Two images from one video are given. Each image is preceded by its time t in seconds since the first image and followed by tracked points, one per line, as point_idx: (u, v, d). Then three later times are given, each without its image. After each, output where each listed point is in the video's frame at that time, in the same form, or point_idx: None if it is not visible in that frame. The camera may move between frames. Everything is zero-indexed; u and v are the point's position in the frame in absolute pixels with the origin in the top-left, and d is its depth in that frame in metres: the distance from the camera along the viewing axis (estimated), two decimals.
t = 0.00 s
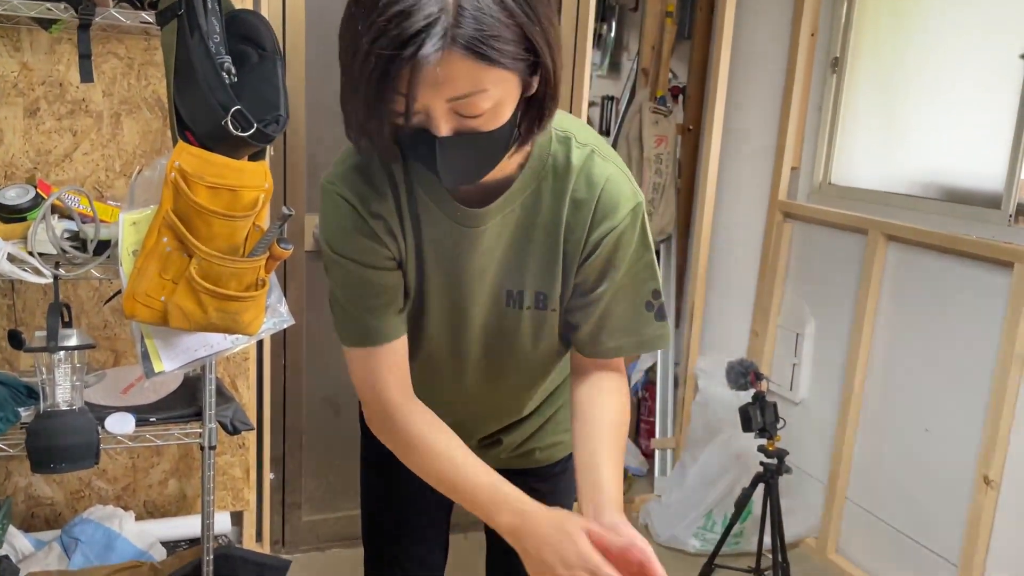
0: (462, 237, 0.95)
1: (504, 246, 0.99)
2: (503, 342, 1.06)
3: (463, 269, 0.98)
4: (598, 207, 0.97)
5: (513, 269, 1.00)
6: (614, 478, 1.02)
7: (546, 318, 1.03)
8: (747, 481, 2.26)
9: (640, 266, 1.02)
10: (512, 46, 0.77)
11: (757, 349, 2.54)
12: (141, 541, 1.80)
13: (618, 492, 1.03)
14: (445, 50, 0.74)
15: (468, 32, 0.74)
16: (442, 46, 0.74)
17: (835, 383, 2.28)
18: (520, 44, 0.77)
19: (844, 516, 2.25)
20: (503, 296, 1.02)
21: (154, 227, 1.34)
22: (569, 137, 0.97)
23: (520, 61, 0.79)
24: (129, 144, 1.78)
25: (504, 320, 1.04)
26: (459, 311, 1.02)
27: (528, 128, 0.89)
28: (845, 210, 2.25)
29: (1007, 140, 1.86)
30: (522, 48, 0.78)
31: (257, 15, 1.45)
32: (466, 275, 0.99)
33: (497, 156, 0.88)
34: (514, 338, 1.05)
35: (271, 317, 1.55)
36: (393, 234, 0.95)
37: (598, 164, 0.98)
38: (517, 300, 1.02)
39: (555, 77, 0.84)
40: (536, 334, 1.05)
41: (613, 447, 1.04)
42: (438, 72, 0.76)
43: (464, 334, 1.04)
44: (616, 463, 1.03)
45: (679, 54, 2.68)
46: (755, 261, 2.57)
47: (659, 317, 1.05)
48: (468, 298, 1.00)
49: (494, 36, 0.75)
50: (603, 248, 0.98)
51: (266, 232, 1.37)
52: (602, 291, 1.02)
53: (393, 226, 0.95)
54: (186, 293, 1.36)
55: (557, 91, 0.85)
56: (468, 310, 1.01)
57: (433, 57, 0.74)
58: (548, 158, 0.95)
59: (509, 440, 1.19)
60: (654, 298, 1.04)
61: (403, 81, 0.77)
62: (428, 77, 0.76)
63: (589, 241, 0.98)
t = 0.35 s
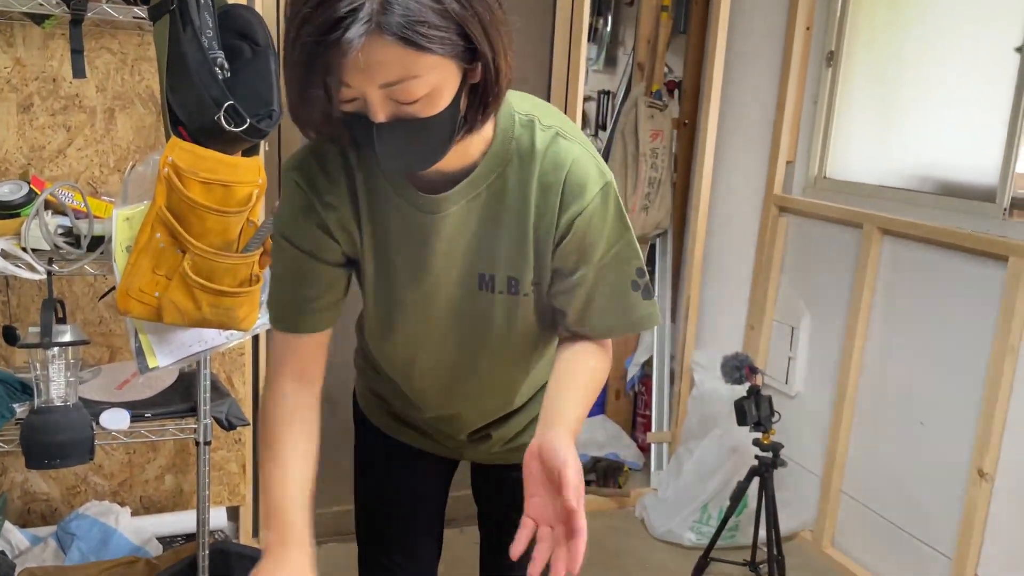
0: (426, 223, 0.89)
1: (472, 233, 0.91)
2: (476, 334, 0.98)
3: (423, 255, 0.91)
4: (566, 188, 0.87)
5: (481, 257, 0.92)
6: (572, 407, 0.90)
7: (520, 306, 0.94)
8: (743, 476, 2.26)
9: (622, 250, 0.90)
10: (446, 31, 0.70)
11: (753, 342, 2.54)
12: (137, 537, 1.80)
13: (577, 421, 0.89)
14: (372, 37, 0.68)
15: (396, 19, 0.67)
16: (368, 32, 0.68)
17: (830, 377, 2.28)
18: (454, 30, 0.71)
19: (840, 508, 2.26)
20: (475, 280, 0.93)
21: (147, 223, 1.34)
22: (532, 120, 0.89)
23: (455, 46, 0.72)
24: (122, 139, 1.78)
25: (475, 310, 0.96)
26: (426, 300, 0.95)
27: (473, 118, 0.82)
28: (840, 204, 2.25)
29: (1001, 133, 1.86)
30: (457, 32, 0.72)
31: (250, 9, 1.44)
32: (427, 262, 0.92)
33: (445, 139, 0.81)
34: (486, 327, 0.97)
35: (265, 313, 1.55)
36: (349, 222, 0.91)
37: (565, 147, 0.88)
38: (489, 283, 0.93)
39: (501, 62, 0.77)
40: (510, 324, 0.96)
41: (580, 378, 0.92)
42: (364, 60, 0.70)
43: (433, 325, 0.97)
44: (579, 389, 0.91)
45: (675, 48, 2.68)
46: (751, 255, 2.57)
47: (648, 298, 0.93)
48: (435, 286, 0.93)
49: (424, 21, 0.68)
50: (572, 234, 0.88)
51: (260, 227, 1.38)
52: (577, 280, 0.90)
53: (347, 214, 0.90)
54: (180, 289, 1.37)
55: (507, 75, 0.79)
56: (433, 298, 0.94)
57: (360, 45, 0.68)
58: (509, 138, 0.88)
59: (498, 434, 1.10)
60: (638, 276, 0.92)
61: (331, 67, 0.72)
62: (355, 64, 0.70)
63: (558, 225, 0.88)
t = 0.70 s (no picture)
0: (395, 223, 0.89)
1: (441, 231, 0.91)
2: (449, 330, 0.98)
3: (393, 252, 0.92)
4: (534, 188, 0.85)
5: (450, 254, 0.92)
6: (553, 438, 0.89)
7: (492, 303, 0.94)
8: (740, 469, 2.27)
9: (593, 252, 0.87)
10: (437, 21, 0.71)
11: (751, 336, 2.54)
12: (134, 531, 1.80)
13: (559, 453, 0.89)
14: (372, 33, 0.67)
15: (394, 10, 0.67)
16: (368, 28, 0.67)
17: (827, 370, 2.29)
18: (444, 19, 0.72)
19: (836, 501, 2.26)
20: (446, 278, 0.94)
21: (142, 217, 1.34)
22: (501, 118, 0.88)
23: (445, 36, 0.72)
24: (118, 134, 1.77)
25: (447, 307, 0.96)
26: (397, 296, 0.95)
27: (456, 104, 0.82)
28: (837, 197, 2.25)
29: (1000, 125, 1.85)
30: (445, 23, 0.72)
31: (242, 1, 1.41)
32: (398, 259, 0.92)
33: (424, 143, 0.80)
34: (459, 323, 0.97)
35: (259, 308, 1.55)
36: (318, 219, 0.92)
37: (531, 147, 0.87)
38: (460, 281, 0.93)
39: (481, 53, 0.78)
40: (482, 321, 0.96)
41: (557, 403, 0.91)
42: (366, 57, 0.68)
43: (406, 321, 0.97)
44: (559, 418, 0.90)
45: (672, 41, 2.67)
46: (748, 249, 2.57)
47: (619, 298, 0.90)
48: (406, 283, 0.94)
49: (417, 9, 0.68)
50: (542, 235, 0.86)
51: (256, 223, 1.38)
52: (546, 280, 0.89)
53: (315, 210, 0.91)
54: (174, 283, 1.36)
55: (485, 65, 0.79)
56: (404, 294, 0.95)
57: (362, 42, 0.67)
58: (476, 135, 0.87)
59: (480, 429, 1.11)
60: (611, 274, 0.89)
61: (330, 72, 0.69)
62: (356, 64, 0.68)
63: (527, 226, 0.87)
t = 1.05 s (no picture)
0: (393, 217, 0.89)
1: (440, 227, 0.91)
2: (446, 326, 0.98)
3: (392, 250, 0.91)
4: (536, 185, 0.86)
5: (449, 250, 0.92)
6: (541, 439, 0.91)
7: (490, 298, 0.94)
8: (741, 463, 2.25)
9: (592, 248, 0.89)
10: (448, 17, 0.71)
11: (750, 330, 2.54)
12: (134, 526, 1.80)
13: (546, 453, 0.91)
14: (386, 32, 0.67)
15: (408, 8, 0.67)
16: (383, 26, 0.67)
17: (826, 363, 2.29)
18: (454, 15, 0.71)
19: (836, 494, 2.26)
20: (442, 273, 0.93)
21: (142, 211, 1.34)
22: (501, 113, 0.88)
23: (456, 33, 0.73)
24: (116, 128, 1.77)
25: (444, 303, 0.96)
26: (394, 293, 0.94)
27: (463, 100, 0.81)
28: (837, 190, 2.24)
29: (999, 117, 1.85)
30: (457, 20, 0.72)
31: None
32: (397, 257, 0.91)
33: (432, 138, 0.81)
34: (456, 319, 0.97)
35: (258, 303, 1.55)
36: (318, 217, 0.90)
37: (532, 143, 0.87)
38: (457, 276, 0.93)
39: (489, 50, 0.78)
40: (479, 316, 0.96)
41: (546, 406, 0.93)
42: (381, 55, 0.68)
43: (402, 318, 0.97)
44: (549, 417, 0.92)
45: (671, 34, 2.66)
46: (748, 242, 2.57)
47: (618, 295, 0.92)
48: (404, 280, 0.93)
49: (429, 6, 0.68)
50: (545, 231, 0.87)
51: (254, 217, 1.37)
52: (546, 275, 0.90)
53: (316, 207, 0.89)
54: (173, 277, 1.35)
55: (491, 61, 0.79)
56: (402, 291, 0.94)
57: (377, 41, 0.67)
58: (478, 131, 0.87)
59: (472, 423, 1.11)
60: (610, 271, 0.91)
61: (345, 71, 0.68)
62: (371, 63, 0.68)
63: (528, 221, 0.87)
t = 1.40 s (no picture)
0: (395, 215, 0.87)
1: (440, 219, 0.90)
2: (447, 315, 0.98)
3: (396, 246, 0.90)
4: (536, 169, 0.87)
5: (449, 241, 0.92)
6: (536, 429, 0.93)
7: (492, 286, 0.94)
8: (739, 456, 2.26)
9: (590, 221, 0.91)
10: (427, 16, 0.70)
11: (748, 324, 2.54)
12: (132, 521, 1.81)
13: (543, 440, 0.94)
14: (360, 30, 0.66)
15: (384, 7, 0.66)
16: (356, 26, 0.66)
17: (823, 357, 2.29)
18: (434, 13, 0.70)
19: (833, 488, 2.27)
20: (443, 264, 0.93)
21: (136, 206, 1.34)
22: (492, 101, 0.88)
23: (436, 30, 0.71)
24: (112, 123, 1.77)
25: (446, 293, 0.96)
26: (397, 286, 0.94)
27: (448, 97, 0.80)
28: (835, 184, 2.24)
29: (997, 110, 1.85)
30: (436, 17, 0.71)
31: None
32: (400, 252, 0.90)
33: (420, 134, 0.80)
34: (458, 308, 0.97)
35: (255, 297, 1.55)
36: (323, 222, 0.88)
37: (526, 127, 0.88)
38: (458, 267, 0.93)
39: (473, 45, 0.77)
40: (481, 306, 0.97)
41: (539, 402, 0.95)
42: (356, 55, 0.68)
43: (405, 311, 0.96)
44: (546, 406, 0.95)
45: (669, 29, 2.66)
46: (745, 236, 2.57)
47: (619, 269, 0.95)
48: (407, 274, 0.92)
49: (406, 5, 0.68)
50: (547, 212, 0.88)
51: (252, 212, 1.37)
52: (549, 252, 0.92)
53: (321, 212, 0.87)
54: (169, 273, 1.36)
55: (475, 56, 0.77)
56: (405, 284, 0.93)
57: (349, 40, 0.66)
58: (473, 121, 0.86)
59: (471, 416, 1.11)
60: (611, 247, 0.93)
61: (319, 69, 0.68)
62: (346, 62, 0.68)
63: (528, 205, 0.88)
